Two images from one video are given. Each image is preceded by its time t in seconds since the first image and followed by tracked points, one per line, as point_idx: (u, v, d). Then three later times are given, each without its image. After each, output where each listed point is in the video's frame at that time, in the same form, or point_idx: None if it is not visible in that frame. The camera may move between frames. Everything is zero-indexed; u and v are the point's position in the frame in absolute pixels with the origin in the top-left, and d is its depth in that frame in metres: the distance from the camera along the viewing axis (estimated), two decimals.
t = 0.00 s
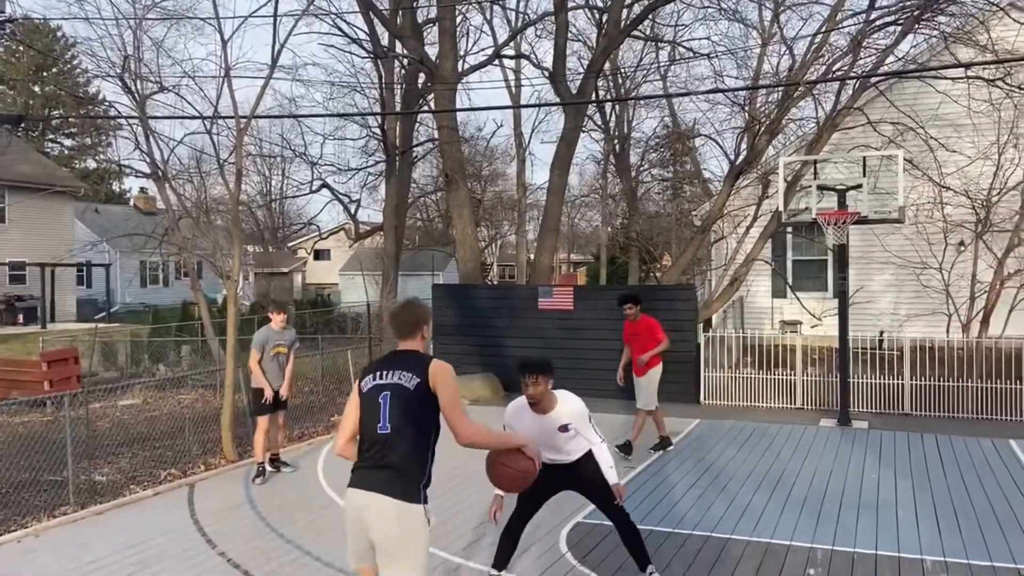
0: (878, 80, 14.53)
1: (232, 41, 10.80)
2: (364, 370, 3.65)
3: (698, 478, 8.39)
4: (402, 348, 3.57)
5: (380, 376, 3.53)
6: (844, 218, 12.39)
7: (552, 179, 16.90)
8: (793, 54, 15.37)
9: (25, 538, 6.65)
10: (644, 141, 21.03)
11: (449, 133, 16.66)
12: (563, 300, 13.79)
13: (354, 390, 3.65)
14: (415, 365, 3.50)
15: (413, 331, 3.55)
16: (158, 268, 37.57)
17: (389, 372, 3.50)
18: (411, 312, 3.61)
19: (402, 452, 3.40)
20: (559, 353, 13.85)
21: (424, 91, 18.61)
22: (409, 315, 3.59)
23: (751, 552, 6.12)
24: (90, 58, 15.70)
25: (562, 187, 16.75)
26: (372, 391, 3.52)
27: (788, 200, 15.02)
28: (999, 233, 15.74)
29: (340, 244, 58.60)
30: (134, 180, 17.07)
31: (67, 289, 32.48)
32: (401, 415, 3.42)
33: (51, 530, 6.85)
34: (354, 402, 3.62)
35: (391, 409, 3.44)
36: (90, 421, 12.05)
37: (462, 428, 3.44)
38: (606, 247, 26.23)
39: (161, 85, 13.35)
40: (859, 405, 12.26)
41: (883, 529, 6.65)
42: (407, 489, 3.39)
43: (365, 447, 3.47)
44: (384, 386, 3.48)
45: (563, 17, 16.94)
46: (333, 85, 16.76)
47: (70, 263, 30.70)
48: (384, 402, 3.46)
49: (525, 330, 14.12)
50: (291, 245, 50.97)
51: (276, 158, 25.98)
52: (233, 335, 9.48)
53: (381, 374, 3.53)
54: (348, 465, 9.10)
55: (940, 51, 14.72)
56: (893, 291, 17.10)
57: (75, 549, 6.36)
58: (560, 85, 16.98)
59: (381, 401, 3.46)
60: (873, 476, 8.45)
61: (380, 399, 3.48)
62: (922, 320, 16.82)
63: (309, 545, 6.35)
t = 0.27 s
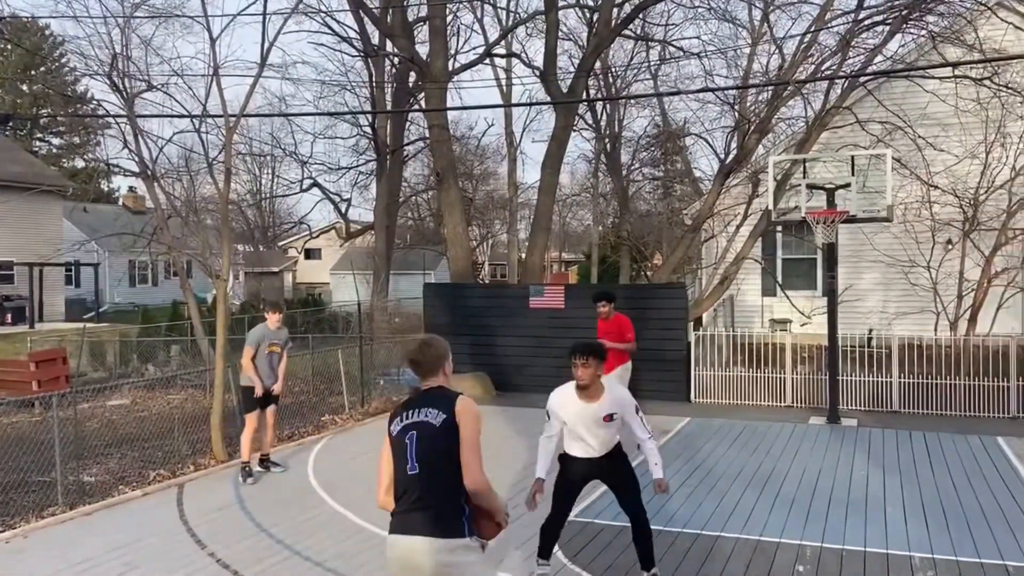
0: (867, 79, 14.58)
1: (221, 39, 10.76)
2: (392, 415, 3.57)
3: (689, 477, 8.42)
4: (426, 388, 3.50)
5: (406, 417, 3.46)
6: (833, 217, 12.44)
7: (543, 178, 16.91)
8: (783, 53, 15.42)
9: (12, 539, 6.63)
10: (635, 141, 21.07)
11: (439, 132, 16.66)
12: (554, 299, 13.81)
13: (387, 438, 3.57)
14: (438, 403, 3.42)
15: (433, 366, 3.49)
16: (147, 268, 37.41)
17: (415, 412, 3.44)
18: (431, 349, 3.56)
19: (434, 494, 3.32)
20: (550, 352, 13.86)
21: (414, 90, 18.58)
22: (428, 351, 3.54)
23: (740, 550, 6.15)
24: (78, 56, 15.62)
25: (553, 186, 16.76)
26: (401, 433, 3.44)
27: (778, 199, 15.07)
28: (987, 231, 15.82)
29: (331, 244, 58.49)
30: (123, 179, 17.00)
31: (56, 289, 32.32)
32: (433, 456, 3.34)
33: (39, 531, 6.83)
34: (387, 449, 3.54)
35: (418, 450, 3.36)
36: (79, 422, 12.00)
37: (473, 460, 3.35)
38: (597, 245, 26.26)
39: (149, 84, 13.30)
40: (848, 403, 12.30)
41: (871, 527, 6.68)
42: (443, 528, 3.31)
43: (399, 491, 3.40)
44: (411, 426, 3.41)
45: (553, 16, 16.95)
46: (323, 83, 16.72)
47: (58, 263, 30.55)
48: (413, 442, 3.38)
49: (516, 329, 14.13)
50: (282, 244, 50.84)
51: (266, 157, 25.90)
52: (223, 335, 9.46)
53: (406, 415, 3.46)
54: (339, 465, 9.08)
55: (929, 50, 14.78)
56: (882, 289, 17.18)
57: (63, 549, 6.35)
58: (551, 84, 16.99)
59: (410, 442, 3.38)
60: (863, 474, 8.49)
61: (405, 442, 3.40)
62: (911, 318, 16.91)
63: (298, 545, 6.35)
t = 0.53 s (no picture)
0: (856, 79, 14.64)
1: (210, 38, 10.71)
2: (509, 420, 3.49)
3: (679, 476, 8.43)
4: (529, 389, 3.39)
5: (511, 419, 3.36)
6: (823, 216, 12.48)
7: (534, 178, 16.91)
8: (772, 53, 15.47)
9: None
10: (626, 141, 21.10)
11: (430, 132, 16.64)
12: (546, 299, 13.84)
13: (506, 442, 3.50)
14: (539, 402, 3.30)
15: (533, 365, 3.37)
16: (136, 268, 37.26)
17: (514, 415, 3.33)
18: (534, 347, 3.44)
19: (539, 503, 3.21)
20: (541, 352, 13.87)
21: (405, 90, 18.56)
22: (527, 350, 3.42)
23: (730, 548, 6.16)
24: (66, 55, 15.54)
25: (543, 186, 16.77)
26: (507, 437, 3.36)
27: (767, 199, 15.11)
28: (975, 231, 15.91)
29: (321, 244, 58.37)
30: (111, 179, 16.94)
31: (44, 290, 32.16)
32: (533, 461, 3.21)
33: (27, 533, 6.79)
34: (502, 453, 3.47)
35: (522, 456, 3.24)
36: (67, 423, 11.94)
37: (570, 444, 3.16)
38: (588, 245, 26.28)
39: (138, 83, 13.25)
40: (837, 402, 12.36)
41: (861, 525, 6.69)
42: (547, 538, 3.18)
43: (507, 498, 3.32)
44: (513, 428, 3.31)
45: (543, 16, 16.96)
46: (313, 83, 16.69)
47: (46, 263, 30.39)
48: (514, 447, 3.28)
49: (507, 329, 14.13)
50: (272, 245, 50.72)
51: (256, 157, 25.82)
52: (214, 335, 9.42)
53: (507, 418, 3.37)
54: (329, 466, 9.05)
55: (917, 51, 14.84)
56: (871, 289, 17.24)
57: (51, 551, 6.32)
58: (542, 84, 17.00)
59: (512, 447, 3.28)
60: (853, 472, 8.50)
61: (511, 446, 3.29)
62: (900, 317, 16.98)
63: (288, 546, 6.34)
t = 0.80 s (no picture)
0: (844, 81, 14.70)
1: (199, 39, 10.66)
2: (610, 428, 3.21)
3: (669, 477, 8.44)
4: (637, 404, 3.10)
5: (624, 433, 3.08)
6: (812, 217, 12.53)
7: (525, 179, 16.91)
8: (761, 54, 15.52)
9: None
10: (616, 142, 21.13)
11: (420, 132, 16.62)
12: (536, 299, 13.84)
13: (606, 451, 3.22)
14: (671, 428, 2.96)
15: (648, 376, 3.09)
16: (124, 269, 37.10)
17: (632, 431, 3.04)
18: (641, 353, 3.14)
19: (662, 537, 2.97)
20: (532, 352, 13.87)
21: (395, 90, 18.53)
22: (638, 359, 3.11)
23: (721, 548, 6.17)
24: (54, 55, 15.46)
25: (533, 186, 16.77)
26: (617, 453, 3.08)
27: (756, 200, 15.16)
28: (963, 232, 16.00)
29: (311, 245, 58.25)
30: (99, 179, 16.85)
31: (32, 291, 31.99)
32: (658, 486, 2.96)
33: (14, 536, 6.75)
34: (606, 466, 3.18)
35: (642, 486, 2.99)
36: (55, 425, 11.87)
37: (721, 464, 2.84)
38: (578, 246, 26.30)
39: (126, 83, 13.19)
40: (826, 403, 12.41)
41: (850, 525, 6.71)
42: None
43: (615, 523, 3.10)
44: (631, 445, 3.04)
45: (533, 17, 16.97)
46: (303, 83, 16.66)
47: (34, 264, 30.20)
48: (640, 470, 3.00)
49: (498, 330, 14.12)
50: (261, 246, 50.58)
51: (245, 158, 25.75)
52: (202, 337, 9.38)
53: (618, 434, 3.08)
54: (320, 467, 9.02)
55: (905, 52, 14.91)
56: (860, 289, 17.31)
57: (38, 555, 6.27)
58: (531, 84, 17.01)
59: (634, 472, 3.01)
60: (843, 472, 8.53)
61: (626, 473, 3.04)
62: (888, 317, 17.06)
63: (278, 548, 6.32)
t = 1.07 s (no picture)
0: (830, 84, 14.78)
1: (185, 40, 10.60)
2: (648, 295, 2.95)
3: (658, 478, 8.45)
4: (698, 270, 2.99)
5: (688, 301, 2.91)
6: (798, 219, 12.58)
7: (513, 180, 16.91)
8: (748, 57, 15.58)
9: None
10: (603, 144, 21.17)
11: (408, 134, 16.60)
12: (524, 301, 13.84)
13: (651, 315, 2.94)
14: (736, 293, 2.99)
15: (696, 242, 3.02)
16: (110, 271, 36.88)
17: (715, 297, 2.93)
18: (685, 219, 3.05)
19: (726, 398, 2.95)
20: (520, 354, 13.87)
21: (383, 92, 18.50)
22: (688, 224, 3.04)
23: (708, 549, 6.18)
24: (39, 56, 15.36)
25: (522, 188, 16.78)
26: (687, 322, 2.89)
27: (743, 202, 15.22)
28: (948, 233, 16.11)
29: (299, 247, 58.09)
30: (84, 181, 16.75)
31: (16, 293, 31.76)
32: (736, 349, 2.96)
33: None
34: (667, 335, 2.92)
35: (718, 351, 2.90)
36: (40, 429, 11.79)
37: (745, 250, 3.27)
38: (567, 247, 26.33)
39: (112, 84, 13.12)
40: (813, 403, 12.46)
41: (839, 526, 6.74)
42: (735, 437, 2.94)
43: (679, 398, 2.94)
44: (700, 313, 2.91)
45: (521, 19, 16.98)
46: (290, 84, 16.61)
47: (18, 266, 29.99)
48: (727, 337, 2.93)
49: (486, 332, 14.12)
50: (248, 248, 50.38)
51: (232, 160, 25.66)
52: (189, 340, 9.33)
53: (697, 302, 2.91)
54: (307, 470, 8.99)
55: (891, 55, 15.00)
56: (847, 290, 17.41)
57: (22, 560, 6.22)
58: (519, 86, 17.03)
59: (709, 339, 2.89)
60: (830, 472, 8.58)
61: (701, 339, 2.89)
62: (873, 319, 17.15)
63: (266, 551, 6.29)
